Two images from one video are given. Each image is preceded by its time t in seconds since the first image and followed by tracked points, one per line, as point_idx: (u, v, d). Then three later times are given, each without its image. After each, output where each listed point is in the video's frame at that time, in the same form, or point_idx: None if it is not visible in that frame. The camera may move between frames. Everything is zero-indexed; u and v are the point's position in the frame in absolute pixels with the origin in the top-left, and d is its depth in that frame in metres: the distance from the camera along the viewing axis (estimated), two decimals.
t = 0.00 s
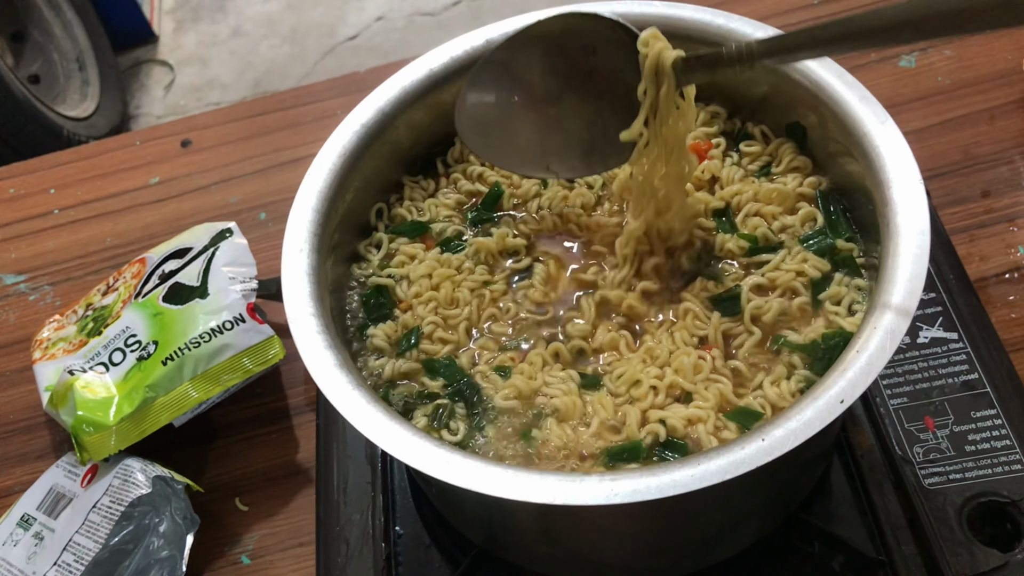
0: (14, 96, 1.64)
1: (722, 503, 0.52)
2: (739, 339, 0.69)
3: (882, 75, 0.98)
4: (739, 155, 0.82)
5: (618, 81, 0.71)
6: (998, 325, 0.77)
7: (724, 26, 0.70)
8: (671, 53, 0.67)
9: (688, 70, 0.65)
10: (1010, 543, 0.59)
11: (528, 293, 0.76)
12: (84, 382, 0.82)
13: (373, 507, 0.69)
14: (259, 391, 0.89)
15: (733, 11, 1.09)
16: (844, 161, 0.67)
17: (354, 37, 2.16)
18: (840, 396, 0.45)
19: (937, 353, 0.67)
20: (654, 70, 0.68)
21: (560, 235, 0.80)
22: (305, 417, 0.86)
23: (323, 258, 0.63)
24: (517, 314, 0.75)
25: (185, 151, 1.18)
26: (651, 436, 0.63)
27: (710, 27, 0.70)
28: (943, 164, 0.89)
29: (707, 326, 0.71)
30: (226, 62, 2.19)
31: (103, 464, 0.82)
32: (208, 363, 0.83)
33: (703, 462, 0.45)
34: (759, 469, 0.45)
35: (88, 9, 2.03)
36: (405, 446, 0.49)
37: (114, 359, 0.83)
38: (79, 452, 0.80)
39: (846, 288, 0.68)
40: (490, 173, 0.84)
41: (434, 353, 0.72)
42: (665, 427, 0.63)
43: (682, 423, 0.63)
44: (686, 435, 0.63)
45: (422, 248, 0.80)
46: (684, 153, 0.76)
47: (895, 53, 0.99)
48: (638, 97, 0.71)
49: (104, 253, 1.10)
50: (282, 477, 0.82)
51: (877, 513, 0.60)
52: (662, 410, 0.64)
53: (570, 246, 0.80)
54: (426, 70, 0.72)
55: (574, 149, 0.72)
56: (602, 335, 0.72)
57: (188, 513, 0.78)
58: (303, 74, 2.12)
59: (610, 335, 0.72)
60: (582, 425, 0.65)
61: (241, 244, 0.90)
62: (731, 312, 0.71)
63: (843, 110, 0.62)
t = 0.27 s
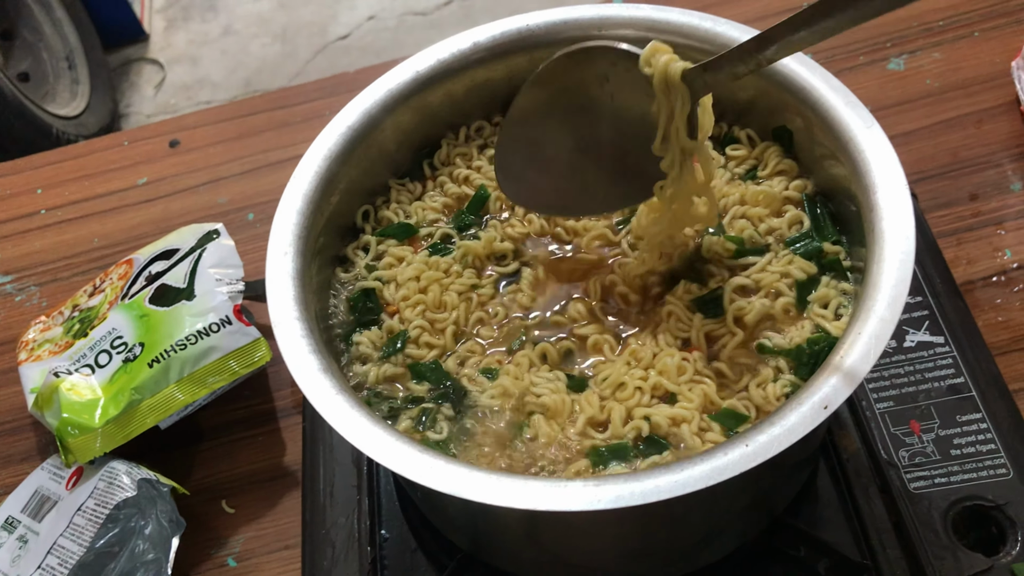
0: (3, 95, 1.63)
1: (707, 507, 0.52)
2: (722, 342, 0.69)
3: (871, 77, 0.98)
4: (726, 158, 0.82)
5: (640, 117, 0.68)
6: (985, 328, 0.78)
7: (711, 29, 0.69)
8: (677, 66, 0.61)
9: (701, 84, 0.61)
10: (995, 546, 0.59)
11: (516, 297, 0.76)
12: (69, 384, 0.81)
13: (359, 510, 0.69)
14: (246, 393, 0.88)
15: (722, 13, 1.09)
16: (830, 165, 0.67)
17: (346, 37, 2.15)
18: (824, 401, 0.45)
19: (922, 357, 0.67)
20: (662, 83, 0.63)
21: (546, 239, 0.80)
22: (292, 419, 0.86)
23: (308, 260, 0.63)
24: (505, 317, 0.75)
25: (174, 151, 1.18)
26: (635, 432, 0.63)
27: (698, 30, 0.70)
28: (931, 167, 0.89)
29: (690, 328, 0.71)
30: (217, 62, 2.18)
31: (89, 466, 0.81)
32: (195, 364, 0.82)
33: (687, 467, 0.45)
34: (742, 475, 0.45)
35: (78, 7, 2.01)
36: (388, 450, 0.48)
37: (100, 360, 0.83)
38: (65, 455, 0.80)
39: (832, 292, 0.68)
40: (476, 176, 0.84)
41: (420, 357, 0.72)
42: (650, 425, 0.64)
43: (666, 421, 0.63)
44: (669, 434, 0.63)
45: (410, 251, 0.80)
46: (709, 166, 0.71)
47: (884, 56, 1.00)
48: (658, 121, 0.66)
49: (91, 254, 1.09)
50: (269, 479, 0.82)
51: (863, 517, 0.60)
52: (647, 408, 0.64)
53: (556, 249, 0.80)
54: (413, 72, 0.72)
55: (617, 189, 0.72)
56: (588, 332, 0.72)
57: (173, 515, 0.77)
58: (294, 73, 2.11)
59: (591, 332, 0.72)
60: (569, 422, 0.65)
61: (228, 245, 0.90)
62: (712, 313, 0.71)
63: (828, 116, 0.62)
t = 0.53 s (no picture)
0: None
1: (697, 503, 0.52)
2: (710, 334, 0.69)
3: (865, 78, 0.98)
4: (718, 155, 0.82)
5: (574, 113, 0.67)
6: (977, 328, 0.78)
7: (706, 25, 0.69)
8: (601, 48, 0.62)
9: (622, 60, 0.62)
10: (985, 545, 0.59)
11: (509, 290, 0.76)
12: (57, 377, 0.81)
13: (348, 506, 0.69)
14: (236, 388, 0.88)
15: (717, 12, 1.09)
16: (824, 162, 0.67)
17: (340, 34, 2.15)
18: (816, 397, 0.45)
19: (915, 355, 0.67)
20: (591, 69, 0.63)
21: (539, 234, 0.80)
22: (282, 415, 0.85)
23: (298, 253, 0.62)
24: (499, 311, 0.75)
25: (166, 146, 1.17)
26: (625, 422, 0.63)
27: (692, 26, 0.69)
28: (923, 167, 0.89)
29: (677, 320, 0.70)
30: (211, 59, 2.17)
31: (76, 461, 0.81)
32: (184, 359, 0.82)
33: (677, 462, 0.45)
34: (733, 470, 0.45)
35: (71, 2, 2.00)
36: (377, 443, 0.48)
37: (89, 354, 0.82)
38: (52, 448, 0.79)
39: (826, 288, 0.68)
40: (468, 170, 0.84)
41: (412, 349, 0.71)
42: (640, 415, 0.64)
43: (657, 412, 0.63)
44: (660, 424, 0.63)
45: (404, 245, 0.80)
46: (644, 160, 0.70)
47: (878, 57, 1.00)
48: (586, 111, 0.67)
49: (81, 248, 1.09)
50: (259, 475, 0.81)
51: (854, 515, 0.60)
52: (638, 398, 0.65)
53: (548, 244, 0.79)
54: (406, 66, 0.72)
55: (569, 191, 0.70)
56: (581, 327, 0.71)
57: (162, 510, 0.77)
58: (288, 71, 2.11)
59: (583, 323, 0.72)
60: (560, 412, 0.66)
61: (219, 240, 0.89)
62: (701, 306, 0.71)
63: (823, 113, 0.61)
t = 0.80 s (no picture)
0: None
1: (704, 490, 0.52)
2: (714, 320, 0.70)
3: (868, 74, 0.99)
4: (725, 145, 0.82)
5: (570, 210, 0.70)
6: (979, 322, 0.78)
7: (713, 16, 0.70)
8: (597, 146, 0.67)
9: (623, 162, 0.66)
10: (989, 534, 0.60)
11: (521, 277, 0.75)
12: (64, 365, 0.81)
13: (355, 494, 0.69)
14: (241, 379, 0.88)
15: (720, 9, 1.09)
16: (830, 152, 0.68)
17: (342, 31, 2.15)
18: (826, 380, 0.46)
19: (919, 346, 0.68)
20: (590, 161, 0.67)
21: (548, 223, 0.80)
22: (287, 405, 0.85)
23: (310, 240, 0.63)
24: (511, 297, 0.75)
25: (170, 139, 1.17)
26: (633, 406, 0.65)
27: (700, 17, 0.70)
28: (926, 163, 0.90)
29: (683, 308, 0.71)
30: (211, 56, 2.17)
31: (82, 449, 0.81)
32: (191, 348, 0.82)
33: (688, 445, 0.45)
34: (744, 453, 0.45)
35: None
36: (390, 426, 0.48)
37: (96, 343, 0.82)
38: (59, 436, 0.79)
39: (834, 276, 0.68)
40: (477, 160, 0.85)
41: (424, 333, 0.71)
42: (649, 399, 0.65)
43: (666, 397, 0.64)
44: (669, 409, 0.64)
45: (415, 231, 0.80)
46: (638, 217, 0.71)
47: (880, 54, 1.00)
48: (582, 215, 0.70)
49: (85, 240, 1.09)
50: (264, 464, 0.82)
51: (859, 504, 0.60)
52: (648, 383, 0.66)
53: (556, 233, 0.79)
54: (416, 55, 0.72)
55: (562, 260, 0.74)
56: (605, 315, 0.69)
57: (168, 499, 0.77)
58: (290, 67, 2.11)
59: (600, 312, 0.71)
60: (571, 397, 0.67)
61: (225, 231, 0.90)
62: (705, 293, 0.72)
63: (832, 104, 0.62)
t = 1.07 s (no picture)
0: None
1: (698, 496, 0.52)
2: (704, 324, 0.70)
3: (862, 74, 0.99)
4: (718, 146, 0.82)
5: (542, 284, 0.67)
6: (973, 323, 0.78)
7: (706, 19, 0.70)
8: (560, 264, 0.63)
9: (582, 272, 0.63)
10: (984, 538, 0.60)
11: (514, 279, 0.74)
12: (56, 370, 0.81)
13: (348, 500, 0.69)
14: (234, 383, 0.87)
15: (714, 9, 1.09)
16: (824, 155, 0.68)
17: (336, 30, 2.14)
18: (819, 387, 0.45)
19: (914, 349, 0.68)
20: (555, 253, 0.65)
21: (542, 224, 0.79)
22: (280, 409, 0.85)
23: (301, 245, 0.62)
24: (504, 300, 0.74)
25: (163, 141, 1.16)
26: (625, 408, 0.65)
27: (693, 20, 0.70)
28: (920, 163, 0.90)
29: (673, 313, 0.71)
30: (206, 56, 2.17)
31: (74, 455, 0.80)
32: (183, 353, 0.82)
33: (681, 452, 0.45)
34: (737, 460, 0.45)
35: None
36: (380, 434, 0.48)
37: (88, 348, 0.82)
38: (50, 442, 0.79)
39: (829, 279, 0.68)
40: (469, 162, 0.83)
41: (418, 340, 0.71)
42: (642, 403, 0.65)
43: (659, 401, 0.64)
44: (661, 413, 0.64)
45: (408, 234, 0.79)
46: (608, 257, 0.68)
47: (875, 53, 1.00)
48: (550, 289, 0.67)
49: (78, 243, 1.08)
50: (258, 469, 0.81)
51: (854, 508, 0.60)
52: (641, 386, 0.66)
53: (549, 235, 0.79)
54: (408, 59, 0.72)
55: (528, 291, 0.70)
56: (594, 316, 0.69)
57: (160, 504, 0.77)
58: (284, 67, 2.10)
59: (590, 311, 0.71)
60: (563, 402, 0.66)
61: (218, 234, 0.89)
62: (697, 297, 0.72)
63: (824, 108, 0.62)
